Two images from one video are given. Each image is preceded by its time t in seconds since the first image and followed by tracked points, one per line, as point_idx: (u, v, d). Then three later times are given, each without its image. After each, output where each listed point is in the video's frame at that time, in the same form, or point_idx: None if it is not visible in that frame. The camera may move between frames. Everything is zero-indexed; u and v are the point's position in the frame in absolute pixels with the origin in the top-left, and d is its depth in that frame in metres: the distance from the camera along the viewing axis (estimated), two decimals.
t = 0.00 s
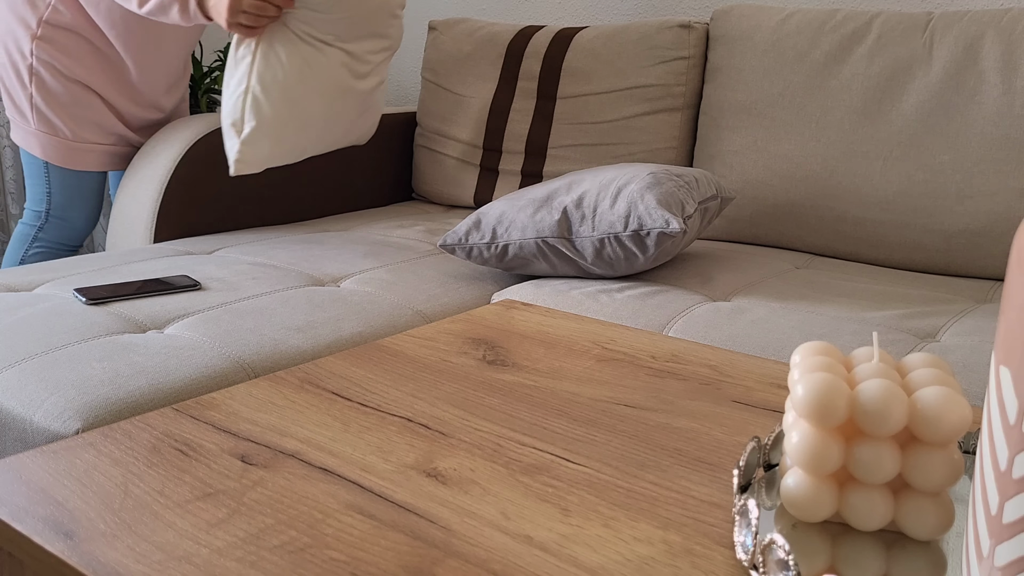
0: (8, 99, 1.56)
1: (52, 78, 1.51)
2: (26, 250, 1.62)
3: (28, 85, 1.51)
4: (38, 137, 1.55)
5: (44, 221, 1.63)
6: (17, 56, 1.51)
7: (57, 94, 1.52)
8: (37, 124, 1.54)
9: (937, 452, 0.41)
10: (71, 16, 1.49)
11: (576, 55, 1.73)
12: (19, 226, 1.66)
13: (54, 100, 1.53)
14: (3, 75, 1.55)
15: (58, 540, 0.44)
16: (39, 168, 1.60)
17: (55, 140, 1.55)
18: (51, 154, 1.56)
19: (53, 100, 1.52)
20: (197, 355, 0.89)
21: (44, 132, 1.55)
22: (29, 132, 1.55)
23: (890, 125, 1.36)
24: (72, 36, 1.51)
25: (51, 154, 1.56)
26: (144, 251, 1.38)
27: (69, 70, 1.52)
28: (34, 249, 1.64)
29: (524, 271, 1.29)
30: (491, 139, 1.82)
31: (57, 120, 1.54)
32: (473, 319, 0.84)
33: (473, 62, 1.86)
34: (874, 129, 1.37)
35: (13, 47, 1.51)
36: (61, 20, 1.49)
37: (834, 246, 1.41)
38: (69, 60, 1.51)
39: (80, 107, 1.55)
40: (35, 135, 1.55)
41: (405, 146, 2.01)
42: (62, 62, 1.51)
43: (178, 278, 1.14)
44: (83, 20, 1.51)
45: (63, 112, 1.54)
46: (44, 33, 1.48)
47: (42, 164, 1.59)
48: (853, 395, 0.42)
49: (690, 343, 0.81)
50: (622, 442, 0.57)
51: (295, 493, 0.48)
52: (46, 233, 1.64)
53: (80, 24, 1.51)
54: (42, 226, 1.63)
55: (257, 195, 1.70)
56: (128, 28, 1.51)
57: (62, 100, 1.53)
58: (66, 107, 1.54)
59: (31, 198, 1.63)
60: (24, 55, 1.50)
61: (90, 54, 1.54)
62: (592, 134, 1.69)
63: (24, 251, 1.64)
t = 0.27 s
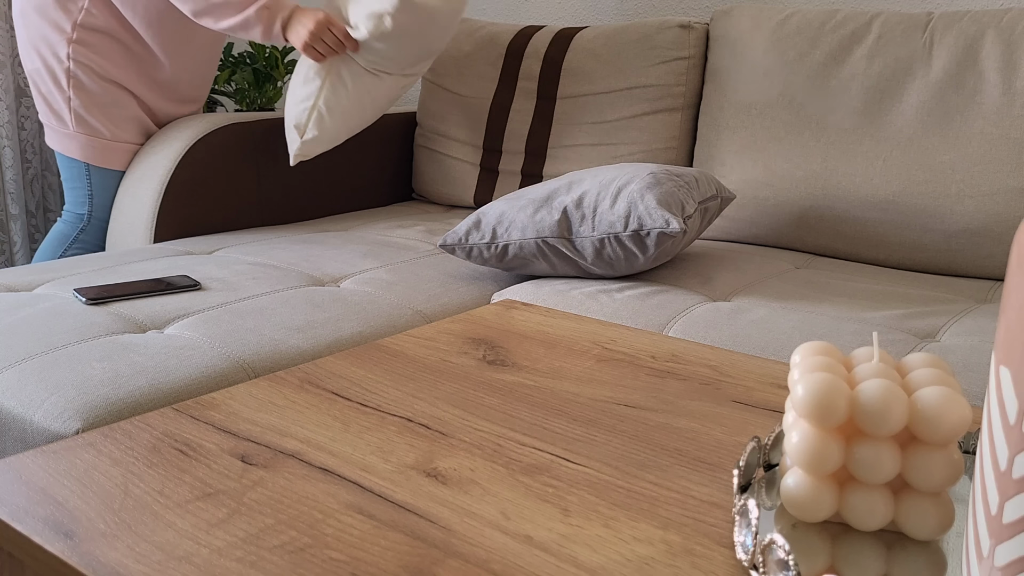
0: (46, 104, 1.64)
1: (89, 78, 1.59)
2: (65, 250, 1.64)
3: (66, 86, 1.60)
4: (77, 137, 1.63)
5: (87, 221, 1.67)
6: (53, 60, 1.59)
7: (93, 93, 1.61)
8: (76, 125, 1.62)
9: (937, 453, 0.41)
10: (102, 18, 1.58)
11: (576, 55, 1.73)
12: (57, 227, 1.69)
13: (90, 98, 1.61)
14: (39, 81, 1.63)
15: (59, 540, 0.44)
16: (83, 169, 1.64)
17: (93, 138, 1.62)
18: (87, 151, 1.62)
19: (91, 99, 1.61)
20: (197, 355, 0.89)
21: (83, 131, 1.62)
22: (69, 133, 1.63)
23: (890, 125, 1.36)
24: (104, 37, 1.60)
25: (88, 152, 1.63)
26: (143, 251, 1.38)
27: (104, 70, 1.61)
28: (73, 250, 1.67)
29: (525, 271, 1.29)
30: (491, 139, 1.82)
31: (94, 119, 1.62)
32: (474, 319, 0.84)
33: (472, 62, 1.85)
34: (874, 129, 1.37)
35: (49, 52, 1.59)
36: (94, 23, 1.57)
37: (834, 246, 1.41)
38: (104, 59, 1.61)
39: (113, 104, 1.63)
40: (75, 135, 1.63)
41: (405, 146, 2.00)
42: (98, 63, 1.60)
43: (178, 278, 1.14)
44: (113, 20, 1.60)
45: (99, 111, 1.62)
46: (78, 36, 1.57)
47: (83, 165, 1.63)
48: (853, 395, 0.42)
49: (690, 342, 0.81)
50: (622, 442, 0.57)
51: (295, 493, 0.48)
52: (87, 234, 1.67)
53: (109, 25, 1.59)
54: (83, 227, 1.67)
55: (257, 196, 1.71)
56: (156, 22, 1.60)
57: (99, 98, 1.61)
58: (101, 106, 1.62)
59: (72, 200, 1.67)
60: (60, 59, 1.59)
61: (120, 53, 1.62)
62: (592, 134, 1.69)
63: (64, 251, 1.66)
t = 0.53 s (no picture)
0: (61, 104, 1.63)
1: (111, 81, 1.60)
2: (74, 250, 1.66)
3: (87, 89, 1.59)
4: (95, 140, 1.62)
5: (99, 224, 1.69)
6: (73, 62, 1.58)
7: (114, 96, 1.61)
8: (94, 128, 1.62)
9: (937, 453, 0.41)
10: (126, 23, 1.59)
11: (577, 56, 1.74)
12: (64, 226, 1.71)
13: (109, 101, 1.61)
14: (56, 82, 1.61)
15: (58, 540, 0.44)
16: (97, 172, 1.64)
17: (112, 141, 1.63)
18: (106, 155, 1.63)
19: (111, 102, 1.61)
20: (197, 355, 0.89)
21: (101, 134, 1.62)
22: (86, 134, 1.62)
23: (890, 125, 1.35)
24: (125, 41, 1.61)
25: (107, 155, 1.63)
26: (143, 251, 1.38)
27: (125, 74, 1.61)
28: (83, 250, 1.69)
29: (525, 271, 1.29)
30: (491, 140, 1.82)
31: (113, 122, 1.62)
32: (474, 319, 0.84)
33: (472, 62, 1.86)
34: (874, 129, 1.36)
35: (68, 53, 1.58)
36: (118, 28, 1.58)
37: (834, 246, 1.41)
38: (126, 63, 1.62)
39: (132, 108, 1.64)
40: (92, 137, 1.62)
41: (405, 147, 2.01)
42: (119, 67, 1.61)
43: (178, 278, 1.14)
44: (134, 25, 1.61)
45: (119, 114, 1.63)
46: (102, 40, 1.57)
47: (98, 167, 1.64)
48: (853, 395, 0.42)
49: (690, 343, 0.81)
50: (622, 442, 0.57)
51: (295, 493, 0.48)
52: (97, 234, 1.70)
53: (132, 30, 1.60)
54: (94, 227, 1.69)
55: (257, 195, 1.71)
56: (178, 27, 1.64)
57: (119, 102, 1.62)
58: (120, 109, 1.63)
59: (82, 200, 1.69)
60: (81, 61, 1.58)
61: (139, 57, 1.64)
62: (592, 135, 1.69)
63: (74, 251, 1.68)
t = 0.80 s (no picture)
0: (70, 103, 1.62)
1: (124, 83, 1.60)
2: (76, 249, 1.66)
3: (100, 89, 1.59)
4: (103, 141, 1.61)
5: (101, 223, 1.69)
6: (88, 62, 1.58)
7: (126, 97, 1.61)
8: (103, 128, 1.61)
9: (937, 453, 0.41)
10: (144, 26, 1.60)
11: (575, 61, 1.75)
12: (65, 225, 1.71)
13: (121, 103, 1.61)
14: (67, 81, 1.60)
15: (58, 540, 0.44)
16: (101, 172, 1.64)
17: (121, 143, 1.62)
18: (113, 157, 1.63)
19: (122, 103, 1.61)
20: (197, 355, 0.89)
21: (109, 135, 1.61)
22: (93, 135, 1.61)
23: (890, 125, 1.35)
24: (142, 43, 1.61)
25: (114, 157, 1.63)
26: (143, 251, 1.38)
27: (139, 77, 1.62)
28: (84, 249, 1.69)
29: (525, 272, 1.29)
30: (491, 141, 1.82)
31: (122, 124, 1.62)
32: (474, 319, 0.84)
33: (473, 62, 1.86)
34: (874, 129, 1.36)
35: (84, 53, 1.58)
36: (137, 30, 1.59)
37: (834, 246, 1.41)
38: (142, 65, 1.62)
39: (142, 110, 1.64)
40: (100, 138, 1.61)
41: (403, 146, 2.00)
42: (134, 69, 1.61)
43: (178, 278, 1.14)
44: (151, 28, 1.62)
45: (128, 117, 1.63)
46: (120, 41, 1.58)
47: (102, 168, 1.64)
48: (853, 395, 0.42)
49: (690, 343, 0.81)
50: (623, 442, 0.57)
51: (295, 493, 0.48)
52: (97, 234, 1.70)
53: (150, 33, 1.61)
54: (94, 227, 1.69)
55: (256, 195, 1.71)
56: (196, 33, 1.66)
57: (131, 103, 1.62)
58: (130, 111, 1.62)
59: (84, 199, 1.69)
60: (97, 62, 1.58)
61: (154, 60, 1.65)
62: (591, 137, 1.69)
63: (75, 250, 1.68)
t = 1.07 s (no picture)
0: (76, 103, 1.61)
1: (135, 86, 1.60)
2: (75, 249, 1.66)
3: (109, 92, 1.59)
4: (110, 143, 1.61)
5: (101, 223, 1.69)
6: (99, 63, 1.58)
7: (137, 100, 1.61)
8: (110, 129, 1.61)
9: (938, 453, 0.41)
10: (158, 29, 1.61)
11: (574, 60, 1.75)
12: (64, 225, 1.71)
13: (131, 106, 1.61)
14: (75, 81, 1.60)
15: (58, 540, 0.44)
16: (102, 172, 1.64)
17: (127, 146, 1.62)
18: (119, 159, 1.63)
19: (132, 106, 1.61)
20: (198, 355, 0.89)
21: (116, 137, 1.61)
22: (99, 136, 1.61)
23: (891, 125, 1.35)
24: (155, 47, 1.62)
25: (119, 159, 1.63)
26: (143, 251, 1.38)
27: (150, 79, 1.62)
28: (83, 249, 1.69)
29: (525, 272, 1.29)
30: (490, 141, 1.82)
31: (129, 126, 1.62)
32: (474, 319, 0.84)
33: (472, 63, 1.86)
34: (874, 129, 1.36)
35: (95, 54, 1.58)
36: (150, 33, 1.60)
37: (834, 246, 1.41)
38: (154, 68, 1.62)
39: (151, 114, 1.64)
40: (107, 140, 1.61)
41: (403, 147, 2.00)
42: (146, 72, 1.61)
43: (178, 278, 1.14)
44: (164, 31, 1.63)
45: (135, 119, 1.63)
46: (133, 44, 1.58)
47: (105, 169, 1.64)
48: (854, 396, 0.42)
49: (690, 343, 0.81)
50: (622, 442, 0.57)
51: (295, 493, 0.48)
52: (97, 234, 1.70)
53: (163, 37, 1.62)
54: (94, 227, 1.69)
55: (257, 195, 1.71)
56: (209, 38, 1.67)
57: (140, 106, 1.62)
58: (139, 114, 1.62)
59: (84, 199, 1.69)
60: (108, 64, 1.58)
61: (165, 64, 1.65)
62: (591, 137, 1.69)
63: (74, 250, 1.68)
